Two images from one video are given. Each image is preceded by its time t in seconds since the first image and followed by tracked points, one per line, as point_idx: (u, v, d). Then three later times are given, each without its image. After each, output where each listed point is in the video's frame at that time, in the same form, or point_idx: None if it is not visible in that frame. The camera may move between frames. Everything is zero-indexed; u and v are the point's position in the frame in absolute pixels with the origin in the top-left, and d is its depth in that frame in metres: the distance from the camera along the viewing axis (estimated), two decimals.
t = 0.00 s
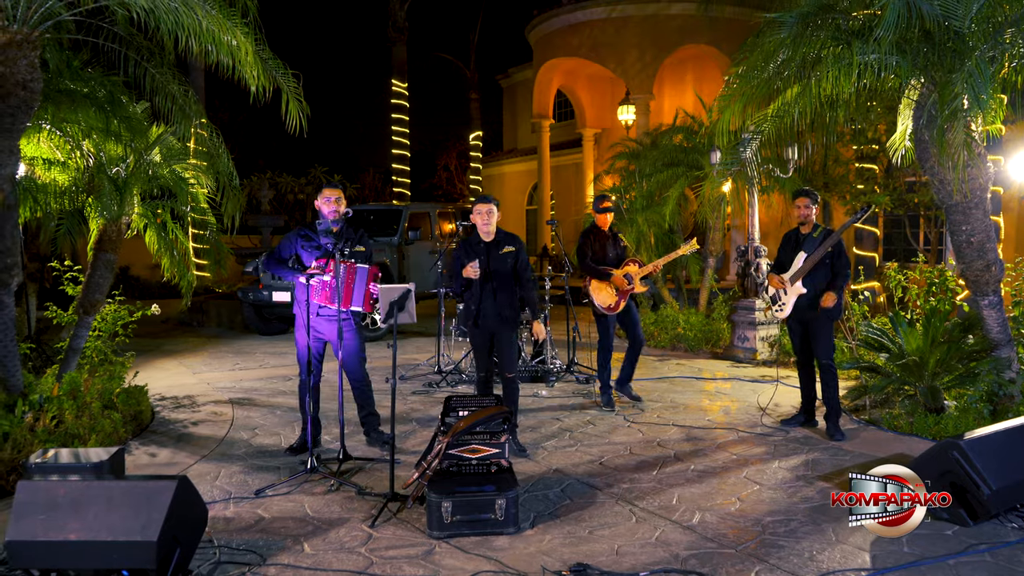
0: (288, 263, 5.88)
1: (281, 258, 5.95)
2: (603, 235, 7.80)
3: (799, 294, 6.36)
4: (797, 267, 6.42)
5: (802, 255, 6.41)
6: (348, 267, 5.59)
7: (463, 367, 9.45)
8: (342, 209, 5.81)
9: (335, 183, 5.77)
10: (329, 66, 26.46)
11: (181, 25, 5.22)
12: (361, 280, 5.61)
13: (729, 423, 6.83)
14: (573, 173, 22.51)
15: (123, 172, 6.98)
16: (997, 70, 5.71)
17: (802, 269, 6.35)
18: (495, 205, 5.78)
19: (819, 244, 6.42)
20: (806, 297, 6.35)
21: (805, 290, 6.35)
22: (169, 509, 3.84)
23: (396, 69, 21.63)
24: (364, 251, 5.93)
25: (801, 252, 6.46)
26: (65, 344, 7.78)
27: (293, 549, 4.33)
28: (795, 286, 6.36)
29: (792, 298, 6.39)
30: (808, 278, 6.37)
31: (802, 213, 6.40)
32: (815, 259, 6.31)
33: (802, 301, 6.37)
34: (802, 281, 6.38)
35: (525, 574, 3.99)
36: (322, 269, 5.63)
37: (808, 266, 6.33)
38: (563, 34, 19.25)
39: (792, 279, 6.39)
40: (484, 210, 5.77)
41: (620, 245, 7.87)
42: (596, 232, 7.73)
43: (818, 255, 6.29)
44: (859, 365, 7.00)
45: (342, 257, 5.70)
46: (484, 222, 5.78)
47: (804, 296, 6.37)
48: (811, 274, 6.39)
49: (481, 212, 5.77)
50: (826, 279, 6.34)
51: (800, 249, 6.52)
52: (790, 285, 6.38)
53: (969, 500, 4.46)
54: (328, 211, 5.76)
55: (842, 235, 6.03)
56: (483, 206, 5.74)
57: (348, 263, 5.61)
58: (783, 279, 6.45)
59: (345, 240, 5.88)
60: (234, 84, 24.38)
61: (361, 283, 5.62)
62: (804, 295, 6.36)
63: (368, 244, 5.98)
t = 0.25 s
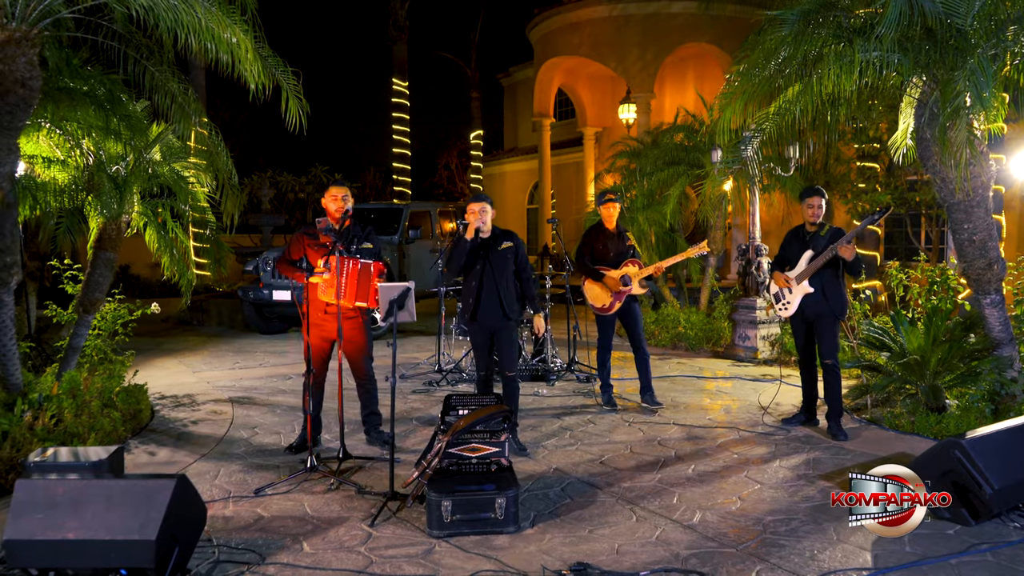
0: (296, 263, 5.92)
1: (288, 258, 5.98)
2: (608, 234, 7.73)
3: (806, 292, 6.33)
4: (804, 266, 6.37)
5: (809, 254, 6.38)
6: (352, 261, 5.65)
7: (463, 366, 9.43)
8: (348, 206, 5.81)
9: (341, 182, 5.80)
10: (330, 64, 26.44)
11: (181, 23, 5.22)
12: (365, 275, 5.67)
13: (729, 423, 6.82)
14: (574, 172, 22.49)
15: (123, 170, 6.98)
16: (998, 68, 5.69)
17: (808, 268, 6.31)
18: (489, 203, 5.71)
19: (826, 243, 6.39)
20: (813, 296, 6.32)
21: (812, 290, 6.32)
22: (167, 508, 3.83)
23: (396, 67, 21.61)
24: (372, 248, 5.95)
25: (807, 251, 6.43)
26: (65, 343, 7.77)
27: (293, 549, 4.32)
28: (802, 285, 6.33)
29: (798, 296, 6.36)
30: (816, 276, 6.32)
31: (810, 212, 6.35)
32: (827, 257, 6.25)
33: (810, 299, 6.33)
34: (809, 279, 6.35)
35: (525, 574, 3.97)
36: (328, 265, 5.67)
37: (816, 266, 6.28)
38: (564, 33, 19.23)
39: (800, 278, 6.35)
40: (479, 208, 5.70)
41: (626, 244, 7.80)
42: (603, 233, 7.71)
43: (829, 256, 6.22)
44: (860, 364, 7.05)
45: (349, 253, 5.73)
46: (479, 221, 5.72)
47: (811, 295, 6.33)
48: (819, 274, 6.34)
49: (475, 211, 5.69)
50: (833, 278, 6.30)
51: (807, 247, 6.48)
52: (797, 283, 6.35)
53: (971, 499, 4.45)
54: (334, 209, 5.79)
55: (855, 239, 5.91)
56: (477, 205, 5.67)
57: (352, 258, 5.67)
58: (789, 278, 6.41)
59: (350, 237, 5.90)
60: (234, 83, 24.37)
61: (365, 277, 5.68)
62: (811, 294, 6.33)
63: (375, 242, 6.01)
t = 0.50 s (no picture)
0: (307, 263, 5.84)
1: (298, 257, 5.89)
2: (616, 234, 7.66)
3: (815, 292, 6.32)
4: (812, 267, 6.34)
5: (818, 253, 6.37)
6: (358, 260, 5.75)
7: (463, 365, 9.43)
8: (359, 208, 5.79)
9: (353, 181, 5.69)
10: (330, 63, 26.42)
11: (180, 21, 5.20)
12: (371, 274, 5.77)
13: (729, 422, 6.81)
14: (574, 171, 22.47)
15: (122, 169, 6.95)
16: (998, 66, 5.67)
17: (817, 268, 6.30)
18: (488, 202, 5.68)
19: (833, 243, 6.38)
20: (821, 296, 6.31)
21: (821, 290, 6.30)
22: (166, 508, 3.81)
23: (396, 66, 21.59)
24: (382, 248, 5.92)
25: (817, 251, 6.40)
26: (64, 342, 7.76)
27: (291, 549, 4.30)
28: (810, 285, 6.31)
29: (807, 296, 6.34)
30: (825, 275, 6.32)
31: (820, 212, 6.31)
32: (840, 256, 6.23)
33: (818, 299, 6.32)
34: (818, 279, 6.34)
35: (524, 574, 3.96)
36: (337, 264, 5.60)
37: (825, 266, 6.27)
38: (565, 31, 19.22)
39: (808, 278, 6.32)
40: (478, 208, 5.68)
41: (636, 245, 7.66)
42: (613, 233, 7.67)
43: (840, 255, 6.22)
44: (861, 363, 6.99)
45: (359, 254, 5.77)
46: (479, 221, 5.69)
47: (820, 295, 6.32)
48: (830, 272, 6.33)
49: (474, 210, 5.66)
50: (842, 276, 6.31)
51: (816, 247, 6.46)
52: (806, 283, 6.33)
53: (971, 500, 4.43)
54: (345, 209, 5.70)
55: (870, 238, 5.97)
56: (476, 204, 5.63)
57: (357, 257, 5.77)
58: (798, 278, 6.37)
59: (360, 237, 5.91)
60: (234, 82, 24.35)
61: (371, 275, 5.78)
62: (820, 294, 6.31)
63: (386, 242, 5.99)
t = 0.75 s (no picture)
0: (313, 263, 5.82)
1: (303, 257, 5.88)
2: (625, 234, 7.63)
3: (822, 294, 6.32)
4: (819, 269, 6.33)
5: (826, 254, 6.36)
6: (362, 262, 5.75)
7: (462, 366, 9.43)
8: (367, 208, 5.84)
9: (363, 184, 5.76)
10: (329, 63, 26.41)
11: (178, 21, 5.19)
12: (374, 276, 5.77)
13: (728, 422, 6.81)
14: (574, 171, 22.47)
15: (121, 169, 6.95)
16: (998, 66, 5.67)
17: (824, 271, 6.29)
18: (489, 203, 5.66)
19: (839, 245, 6.38)
20: (829, 298, 6.31)
21: (828, 292, 6.30)
22: (164, 509, 3.81)
23: (396, 66, 21.58)
24: (389, 250, 5.89)
25: (825, 252, 6.39)
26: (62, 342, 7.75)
27: (290, 549, 4.30)
28: (817, 287, 6.31)
29: (813, 298, 6.35)
30: (833, 278, 6.31)
31: (829, 212, 6.30)
32: (850, 259, 6.21)
33: (825, 302, 6.32)
34: (825, 281, 6.33)
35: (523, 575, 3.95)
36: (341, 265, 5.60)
37: (833, 270, 6.26)
38: (564, 31, 19.22)
39: (815, 281, 6.32)
40: (479, 209, 5.66)
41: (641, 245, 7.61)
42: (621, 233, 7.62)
43: (850, 259, 6.21)
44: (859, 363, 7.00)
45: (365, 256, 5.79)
46: (479, 222, 5.68)
47: (827, 298, 6.31)
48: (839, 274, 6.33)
49: (475, 211, 5.64)
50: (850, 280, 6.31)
51: (824, 248, 6.46)
52: (813, 286, 6.33)
53: (971, 500, 4.43)
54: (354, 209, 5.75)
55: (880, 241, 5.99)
56: (477, 205, 5.63)
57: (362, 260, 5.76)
58: (804, 280, 6.37)
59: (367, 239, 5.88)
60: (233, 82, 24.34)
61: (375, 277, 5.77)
62: (828, 296, 6.31)
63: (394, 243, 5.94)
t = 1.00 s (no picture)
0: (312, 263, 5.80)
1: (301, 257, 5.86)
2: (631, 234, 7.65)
3: (828, 295, 6.29)
4: (826, 269, 6.30)
5: (835, 254, 6.32)
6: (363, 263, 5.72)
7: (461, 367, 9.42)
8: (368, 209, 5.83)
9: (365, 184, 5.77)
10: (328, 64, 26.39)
11: (177, 22, 5.16)
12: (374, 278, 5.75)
13: (728, 424, 6.80)
14: (573, 172, 22.46)
15: (119, 170, 6.92)
16: (998, 66, 5.66)
17: (832, 272, 6.26)
18: (490, 204, 5.66)
19: (848, 245, 6.37)
20: (836, 299, 6.29)
21: (835, 293, 6.28)
22: (162, 511, 3.79)
23: (395, 67, 21.56)
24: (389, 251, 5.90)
25: (833, 251, 6.37)
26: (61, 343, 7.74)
27: (288, 552, 4.29)
28: (824, 288, 6.28)
29: (819, 299, 6.32)
30: (840, 278, 6.30)
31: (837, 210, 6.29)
32: (858, 260, 6.19)
33: (831, 302, 6.30)
34: (832, 281, 6.31)
35: None
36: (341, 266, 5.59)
37: (841, 270, 6.23)
38: (563, 32, 19.21)
39: (822, 281, 6.29)
40: (481, 210, 5.66)
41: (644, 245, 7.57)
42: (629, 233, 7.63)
43: (858, 260, 6.19)
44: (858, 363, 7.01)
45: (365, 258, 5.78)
46: (479, 223, 5.67)
47: (834, 299, 6.30)
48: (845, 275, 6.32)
49: (477, 212, 5.65)
50: (856, 281, 6.30)
51: (831, 247, 6.45)
52: (819, 286, 6.29)
53: (971, 503, 4.40)
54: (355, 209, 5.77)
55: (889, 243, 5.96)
56: (479, 207, 5.64)
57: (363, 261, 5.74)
58: (810, 280, 6.33)
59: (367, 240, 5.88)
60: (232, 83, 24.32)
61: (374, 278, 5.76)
62: (834, 297, 6.30)
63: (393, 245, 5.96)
